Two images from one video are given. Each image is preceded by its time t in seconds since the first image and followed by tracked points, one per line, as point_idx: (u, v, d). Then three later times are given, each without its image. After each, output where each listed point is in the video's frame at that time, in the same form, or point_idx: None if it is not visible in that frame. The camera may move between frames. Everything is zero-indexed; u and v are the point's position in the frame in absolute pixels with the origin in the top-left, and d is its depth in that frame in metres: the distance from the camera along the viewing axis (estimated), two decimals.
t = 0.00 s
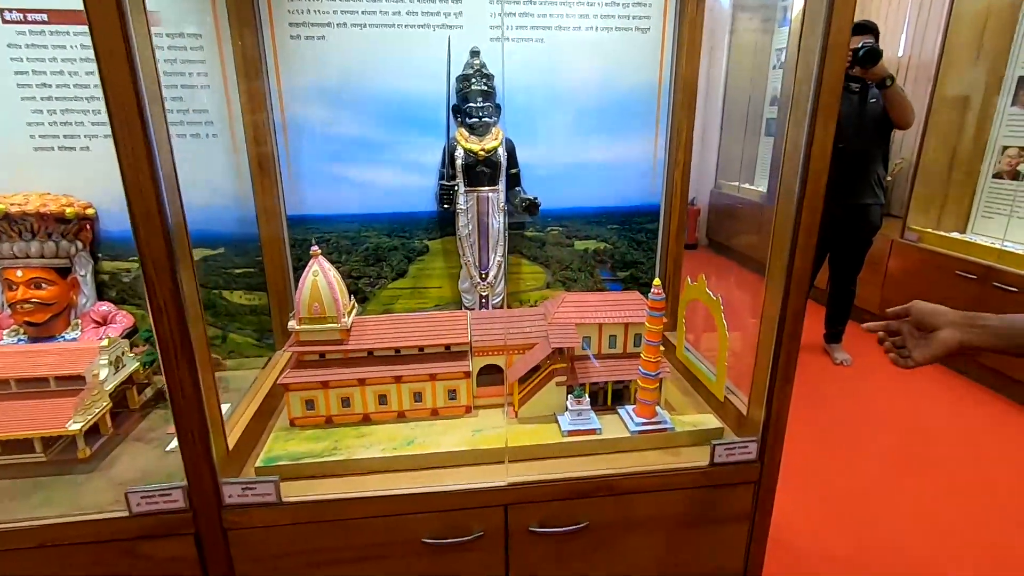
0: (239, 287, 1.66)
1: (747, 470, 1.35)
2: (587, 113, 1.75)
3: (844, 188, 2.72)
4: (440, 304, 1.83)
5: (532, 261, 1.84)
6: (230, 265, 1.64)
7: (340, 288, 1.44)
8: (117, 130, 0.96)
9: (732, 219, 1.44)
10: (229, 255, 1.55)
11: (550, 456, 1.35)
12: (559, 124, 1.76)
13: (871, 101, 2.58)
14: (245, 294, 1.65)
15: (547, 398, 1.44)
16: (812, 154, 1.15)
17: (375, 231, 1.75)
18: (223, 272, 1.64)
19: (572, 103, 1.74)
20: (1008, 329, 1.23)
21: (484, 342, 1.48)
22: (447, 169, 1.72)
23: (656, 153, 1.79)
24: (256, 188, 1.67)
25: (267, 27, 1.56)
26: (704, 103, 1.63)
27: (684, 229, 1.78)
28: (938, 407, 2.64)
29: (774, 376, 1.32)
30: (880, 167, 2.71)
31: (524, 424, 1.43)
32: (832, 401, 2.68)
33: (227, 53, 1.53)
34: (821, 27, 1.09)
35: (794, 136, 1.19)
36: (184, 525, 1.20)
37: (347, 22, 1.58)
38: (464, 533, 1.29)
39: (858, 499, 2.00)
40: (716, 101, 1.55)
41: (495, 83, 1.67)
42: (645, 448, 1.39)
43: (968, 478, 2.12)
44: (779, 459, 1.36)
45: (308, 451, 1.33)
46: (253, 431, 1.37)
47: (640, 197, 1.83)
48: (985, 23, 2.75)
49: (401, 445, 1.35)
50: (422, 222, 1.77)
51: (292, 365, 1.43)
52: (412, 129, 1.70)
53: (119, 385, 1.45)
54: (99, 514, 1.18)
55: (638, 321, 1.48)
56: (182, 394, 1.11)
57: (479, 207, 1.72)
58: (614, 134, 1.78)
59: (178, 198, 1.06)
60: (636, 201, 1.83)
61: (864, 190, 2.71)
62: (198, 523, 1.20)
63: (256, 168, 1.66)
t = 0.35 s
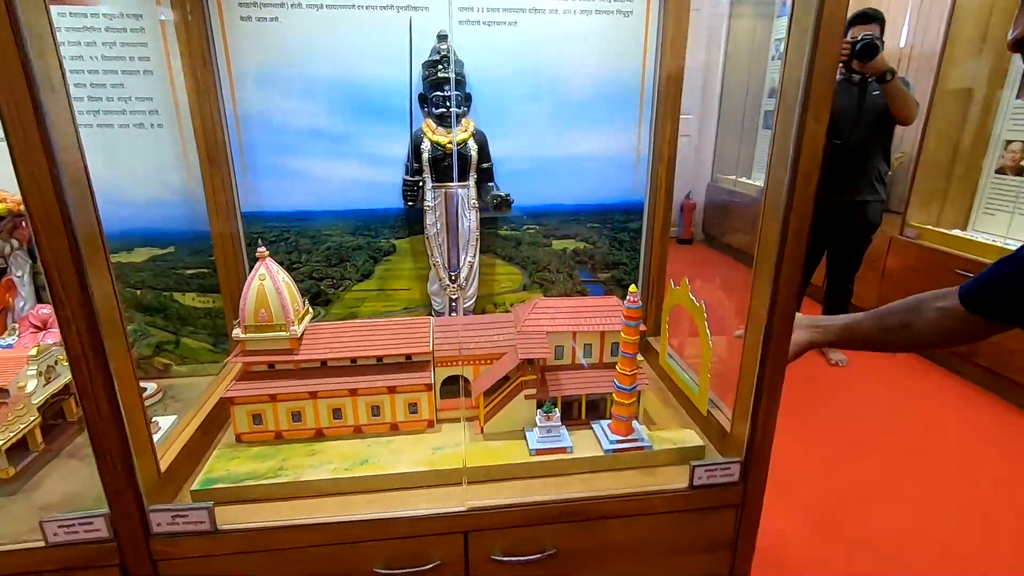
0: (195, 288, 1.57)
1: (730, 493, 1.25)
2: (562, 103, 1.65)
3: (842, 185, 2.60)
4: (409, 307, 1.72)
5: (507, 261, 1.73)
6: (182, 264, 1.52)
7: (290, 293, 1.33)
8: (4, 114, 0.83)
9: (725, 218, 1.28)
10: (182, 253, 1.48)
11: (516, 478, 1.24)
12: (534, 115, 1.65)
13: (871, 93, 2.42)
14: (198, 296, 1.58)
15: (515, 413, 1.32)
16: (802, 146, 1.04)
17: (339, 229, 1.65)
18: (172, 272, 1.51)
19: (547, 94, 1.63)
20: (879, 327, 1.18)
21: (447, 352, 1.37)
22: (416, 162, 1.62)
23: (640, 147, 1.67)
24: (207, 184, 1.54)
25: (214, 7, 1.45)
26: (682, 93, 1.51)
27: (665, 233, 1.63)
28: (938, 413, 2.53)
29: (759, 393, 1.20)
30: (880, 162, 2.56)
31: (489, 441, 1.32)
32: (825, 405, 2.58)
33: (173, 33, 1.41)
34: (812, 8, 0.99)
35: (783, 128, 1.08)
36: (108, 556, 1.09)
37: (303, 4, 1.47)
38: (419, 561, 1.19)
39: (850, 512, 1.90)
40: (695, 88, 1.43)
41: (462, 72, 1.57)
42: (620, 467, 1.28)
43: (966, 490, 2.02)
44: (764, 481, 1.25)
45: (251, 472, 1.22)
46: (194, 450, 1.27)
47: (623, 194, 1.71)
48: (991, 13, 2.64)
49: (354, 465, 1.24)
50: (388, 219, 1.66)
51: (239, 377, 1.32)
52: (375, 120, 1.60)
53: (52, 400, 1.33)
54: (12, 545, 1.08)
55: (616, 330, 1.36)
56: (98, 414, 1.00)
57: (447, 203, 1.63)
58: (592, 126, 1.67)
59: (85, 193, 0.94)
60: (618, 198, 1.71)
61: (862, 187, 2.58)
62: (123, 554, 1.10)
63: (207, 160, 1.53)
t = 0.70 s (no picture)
0: (172, 284, 1.56)
1: (726, 519, 1.15)
2: (559, 93, 1.54)
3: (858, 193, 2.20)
4: (396, 306, 1.65)
5: (500, 261, 1.65)
6: (158, 258, 1.52)
7: (261, 291, 1.25)
8: None
9: (745, 217, 1.13)
10: (158, 248, 1.51)
11: (494, 496, 1.15)
12: (530, 106, 1.54)
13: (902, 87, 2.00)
14: (177, 291, 1.57)
15: (497, 424, 1.24)
16: (811, 142, 0.93)
17: (323, 224, 1.58)
18: (150, 267, 1.52)
19: (544, 83, 1.52)
20: (847, 342, 1.10)
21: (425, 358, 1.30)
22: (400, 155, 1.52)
23: (643, 142, 1.58)
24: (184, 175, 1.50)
25: None
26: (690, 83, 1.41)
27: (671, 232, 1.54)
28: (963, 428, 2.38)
29: (760, 413, 1.10)
30: (911, 159, 2.18)
31: (469, 454, 1.23)
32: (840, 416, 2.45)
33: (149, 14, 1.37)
34: None
35: (792, 123, 0.98)
36: (57, 568, 1.04)
37: None
38: None
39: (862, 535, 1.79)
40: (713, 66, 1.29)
41: (453, 58, 1.46)
42: (607, 487, 1.18)
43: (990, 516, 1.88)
44: (765, 508, 1.15)
45: (214, 480, 1.15)
46: (158, 456, 1.22)
47: (624, 192, 1.62)
48: None
49: (322, 476, 1.17)
50: (374, 215, 1.59)
51: (207, 379, 1.25)
52: (362, 112, 1.51)
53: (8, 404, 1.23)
54: None
55: (607, 338, 1.27)
56: (40, 422, 0.94)
57: (434, 199, 1.53)
58: (593, 119, 1.57)
59: (21, 189, 0.87)
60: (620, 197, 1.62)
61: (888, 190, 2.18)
62: (73, 566, 1.04)
63: (181, 152, 1.48)
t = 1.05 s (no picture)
0: (183, 275, 1.57)
1: (738, 535, 1.09)
2: (573, 85, 1.48)
3: (901, 196, 2.08)
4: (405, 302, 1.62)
5: (511, 258, 1.60)
6: (170, 251, 1.53)
7: (264, 285, 1.24)
8: None
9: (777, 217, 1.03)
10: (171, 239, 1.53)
11: (494, 501, 1.12)
12: (543, 99, 1.49)
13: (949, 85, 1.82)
14: (188, 283, 1.58)
15: (500, 426, 1.20)
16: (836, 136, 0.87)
17: (332, 218, 1.56)
18: (162, 259, 1.53)
19: (558, 75, 1.47)
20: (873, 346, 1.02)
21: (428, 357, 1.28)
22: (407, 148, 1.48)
23: (661, 136, 1.53)
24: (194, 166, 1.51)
25: None
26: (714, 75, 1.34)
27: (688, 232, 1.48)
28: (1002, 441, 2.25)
29: (776, 425, 1.04)
30: (957, 159, 2.08)
31: (471, 456, 1.20)
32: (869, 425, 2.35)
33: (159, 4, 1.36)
34: None
35: (815, 116, 0.91)
36: (55, 559, 1.04)
37: None
38: None
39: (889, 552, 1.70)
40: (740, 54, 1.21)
41: (464, 49, 1.42)
42: (613, 495, 1.14)
43: None
44: (780, 525, 1.08)
45: (212, 476, 1.14)
46: (160, 450, 1.22)
47: (640, 188, 1.57)
48: None
49: (320, 475, 1.15)
50: (383, 209, 1.55)
51: (210, 374, 1.25)
52: (370, 103, 1.48)
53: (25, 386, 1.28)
54: None
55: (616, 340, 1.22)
56: (35, 412, 0.94)
57: (443, 194, 1.50)
58: (608, 112, 1.51)
59: (14, 176, 0.88)
60: (635, 193, 1.57)
61: (931, 192, 2.08)
62: (71, 558, 1.04)
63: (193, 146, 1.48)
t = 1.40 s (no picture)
0: (206, 272, 1.60)
1: (756, 547, 1.06)
2: (594, 83, 1.46)
3: (937, 195, 1.95)
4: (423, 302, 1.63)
5: (529, 258, 1.59)
6: (195, 247, 1.57)
7: (284, 284, 1.26)
8: None
9: (800, 221, 1.00)
10: (195, 237, 1.56)
11: (508, 504, 1.11)
12: (563, 98, 1.47)
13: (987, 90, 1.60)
14: (212, 281, 1.60)
15: (516, 429, 1.20)
16: (867, 140, 0.83)
17: (351, 217, 1.57)
18: (188, 255, 1.57)
19: (579, 74, 1.45)
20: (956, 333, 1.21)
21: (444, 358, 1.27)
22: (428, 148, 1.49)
23: (683, 134, 1.50)
24: (216, 166, 1.52)
25: None
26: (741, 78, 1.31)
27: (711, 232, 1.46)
28: None
29: (798, 436, 1.01)
30: (1005, 157, 1.88)
31: (486, 459, 1.20)
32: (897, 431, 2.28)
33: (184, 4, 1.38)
34: None
35: (845, 118, 0.88)
36: (80, 550, 1.06)
37: None
38: None
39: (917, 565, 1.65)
40: (769, 51, 1.18)
41: (484, 48, 1.40)
42: (629, 502, 1.12)
43: None
44: (801, 537, 1.06)
45: (232, 472, 1.16)
46: (184, 444, 1.25)
47: (662, 188, 1.54)
48: None
49: (337, 474, 1.16)
50: (401, 209, 1.56)
51: (231, 371, 1.27)
52: (390, 103, 1.47)
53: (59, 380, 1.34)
54: None
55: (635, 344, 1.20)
56: (61, 406, 0.97)
57: (462, 194, 1.49)
58: (631, 111, 1.49)
59: (39, 169, 0.90)
60: (656, 193, 1.54)
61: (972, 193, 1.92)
62: (95, 550, 1.06)
63: (216, 145, 1.50)
